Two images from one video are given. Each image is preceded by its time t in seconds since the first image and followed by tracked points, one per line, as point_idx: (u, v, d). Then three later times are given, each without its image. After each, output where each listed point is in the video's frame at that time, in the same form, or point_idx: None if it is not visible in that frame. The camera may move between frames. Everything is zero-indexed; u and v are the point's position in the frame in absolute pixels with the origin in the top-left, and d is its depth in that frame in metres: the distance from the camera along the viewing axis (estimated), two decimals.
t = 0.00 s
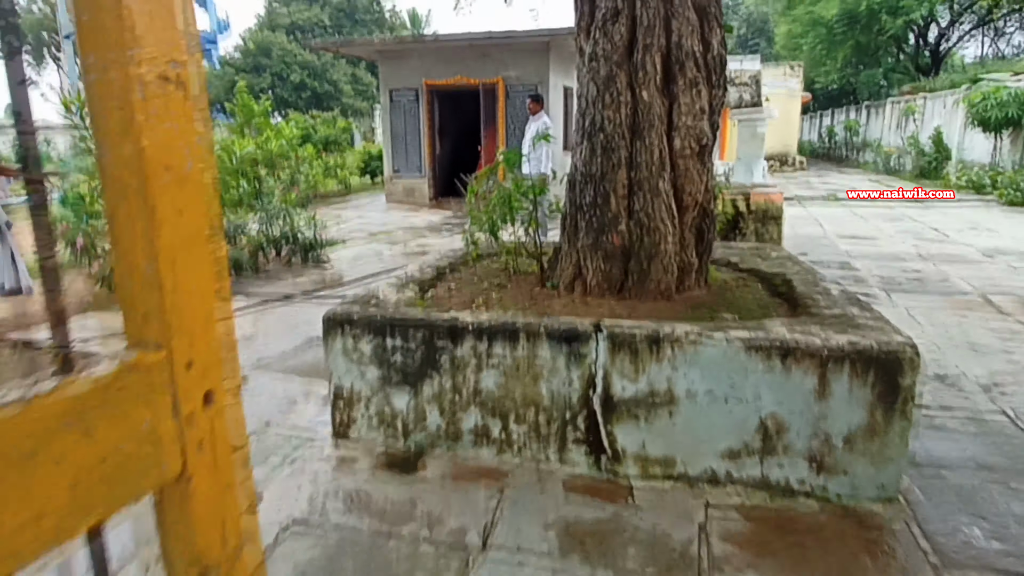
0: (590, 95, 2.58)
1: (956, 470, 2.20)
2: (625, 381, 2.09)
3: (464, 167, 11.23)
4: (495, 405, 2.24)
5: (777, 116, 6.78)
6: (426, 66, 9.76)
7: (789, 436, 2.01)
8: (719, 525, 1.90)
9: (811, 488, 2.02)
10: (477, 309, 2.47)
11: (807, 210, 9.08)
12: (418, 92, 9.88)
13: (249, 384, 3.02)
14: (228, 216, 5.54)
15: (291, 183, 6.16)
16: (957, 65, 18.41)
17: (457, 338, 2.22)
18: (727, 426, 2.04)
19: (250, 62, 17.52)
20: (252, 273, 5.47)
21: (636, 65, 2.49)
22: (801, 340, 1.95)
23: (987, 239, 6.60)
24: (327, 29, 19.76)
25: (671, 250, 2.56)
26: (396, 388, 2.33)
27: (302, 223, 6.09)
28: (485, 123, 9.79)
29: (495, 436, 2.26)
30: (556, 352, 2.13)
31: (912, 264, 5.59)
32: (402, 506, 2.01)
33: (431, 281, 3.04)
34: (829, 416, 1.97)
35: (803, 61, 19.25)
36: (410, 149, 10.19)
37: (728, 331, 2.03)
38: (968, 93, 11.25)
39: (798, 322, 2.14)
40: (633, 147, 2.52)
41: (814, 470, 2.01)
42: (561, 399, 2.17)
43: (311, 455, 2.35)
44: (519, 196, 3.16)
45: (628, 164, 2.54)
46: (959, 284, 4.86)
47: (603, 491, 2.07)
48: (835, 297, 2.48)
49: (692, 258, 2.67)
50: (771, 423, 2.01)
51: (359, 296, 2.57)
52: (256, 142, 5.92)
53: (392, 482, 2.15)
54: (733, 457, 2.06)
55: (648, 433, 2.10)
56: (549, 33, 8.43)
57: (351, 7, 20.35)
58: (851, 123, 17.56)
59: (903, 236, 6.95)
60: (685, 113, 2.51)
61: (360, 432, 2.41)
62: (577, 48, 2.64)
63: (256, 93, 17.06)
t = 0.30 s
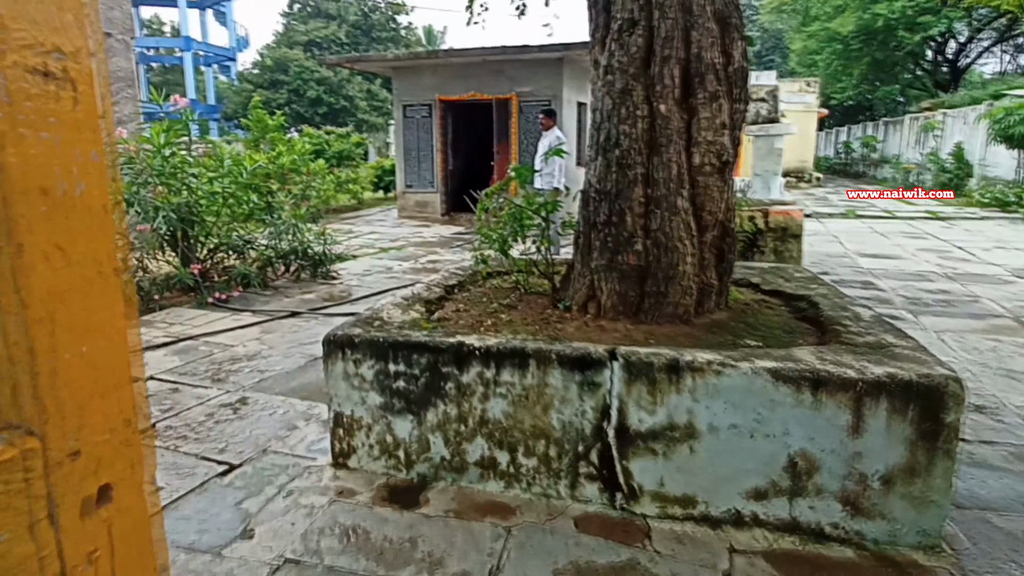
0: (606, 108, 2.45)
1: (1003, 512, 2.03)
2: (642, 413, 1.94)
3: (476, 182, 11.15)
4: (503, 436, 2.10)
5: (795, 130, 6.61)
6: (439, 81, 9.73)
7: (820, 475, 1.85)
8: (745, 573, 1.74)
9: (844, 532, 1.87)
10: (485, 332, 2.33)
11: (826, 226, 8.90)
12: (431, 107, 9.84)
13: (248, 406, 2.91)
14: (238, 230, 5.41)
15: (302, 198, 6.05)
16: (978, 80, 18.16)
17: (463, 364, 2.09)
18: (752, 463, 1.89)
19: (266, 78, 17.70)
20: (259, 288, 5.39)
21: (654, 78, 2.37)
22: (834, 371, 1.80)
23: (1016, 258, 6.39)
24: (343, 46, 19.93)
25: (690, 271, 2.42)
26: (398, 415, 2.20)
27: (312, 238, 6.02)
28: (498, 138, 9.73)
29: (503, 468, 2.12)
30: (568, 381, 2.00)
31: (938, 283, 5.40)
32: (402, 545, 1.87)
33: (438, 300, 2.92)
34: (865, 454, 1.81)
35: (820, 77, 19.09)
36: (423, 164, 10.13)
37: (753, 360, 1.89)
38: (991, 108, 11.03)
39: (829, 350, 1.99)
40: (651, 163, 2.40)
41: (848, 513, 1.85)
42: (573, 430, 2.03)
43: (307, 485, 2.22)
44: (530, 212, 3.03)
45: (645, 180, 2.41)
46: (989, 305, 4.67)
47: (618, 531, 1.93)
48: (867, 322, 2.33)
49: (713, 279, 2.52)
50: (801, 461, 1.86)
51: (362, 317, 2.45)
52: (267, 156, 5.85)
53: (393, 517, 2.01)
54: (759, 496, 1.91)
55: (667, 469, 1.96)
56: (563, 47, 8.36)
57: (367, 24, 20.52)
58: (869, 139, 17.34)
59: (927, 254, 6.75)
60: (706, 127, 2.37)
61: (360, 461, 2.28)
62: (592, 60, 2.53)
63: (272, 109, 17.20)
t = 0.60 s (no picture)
0: (636, 110, 2.34)
1: None
2: (674, 437, 1.81)
3: (501, 185, 11.06)
4: (525, 457, 1.99)
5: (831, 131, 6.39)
6: (465, 84, 9.66)
7: (869, 509, 1.71)
8: None
9: (897, 571, 1.72)
10: (507, 346, 2.22)
11: (862, 231, 8.61)
12: (456, 110, 9.77)
13: (265, 418, 2.83)
14: (262, 235, 5.34)
15: (325, 203, 5.91)
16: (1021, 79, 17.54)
17: (483, 381, 1.98)
18: (794, 493, 1.75)
19: (294, 83, 17.86)
20: (282, 293, 5.39)
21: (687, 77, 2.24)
22: (885, 396, 1.65)
23: None
24: (370, 50, 20.04)
25: (726, 283, 2.28)
26: (415, 433, 2.10)
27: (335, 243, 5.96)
28: (523, 141, 9.63)
29: (524, 491, 2.01)
30: (595, 401, 1.87)
31: (984, 292, 5.15)
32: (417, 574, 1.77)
33: (459, 310, 2.82)
34: (919, 486, 1.66)
35: (854, 77, 18.64)
36: (448, 167, 10.07)
37: (795, 381, 1.74)
38: None
39: (878, 371, 1.84)
40: (684, 167, 2.26)
41: (899, 549, 1.71)
42: (599, 453, 1.91)
43: (321, 505, 2.13)
44: (555, 219, 2.92)
45: (678, 186, 2.28)
46: None
47: (647, 562, 1.80)
48: (917, 338, 2.17)
49: (750, 290, 2.38)
50: (848, 492, 1.71)
51: (379, 329, 2.36)
52: (291, 159, 5.64)
53: (409, 542, 1.91)
54: (800, 529, 1.77)
55: (701, 497, 1.82)
56: (591, 48, 8.22)
57: (394, 28, 20.59)
58: (906, 141, 16.87)
59: (971, 261, 6.47)
60: (744, 129, 2.22)
61: (376, 480, 2.19)
62: (622, 59, 2.42)
63: (300, 113, 17.34)
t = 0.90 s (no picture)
0: (685, 103, 2.25)
1: None
2: (722, 445, 1.73)
3: (549, 180, 10.98)
4: (566, 462, 1.94)
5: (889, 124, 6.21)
6: (511, 79, 9.61)
7: (933, 526, 1.59)
8: None
9: None
10: (548, 347, 2.17)
11: (926, 225, 8.22)
12: (502, 104, 9.74)
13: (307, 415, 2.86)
14: (309, 231, 5.42)
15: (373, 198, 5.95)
16: None
17: (524, 383, 1.94)
18: (851, 507, 1.65)
19: (345, 79, 18.12)
20: (328, 289, 5.47)
21: (740, 67, 2.13)
22: (953, 406, 1.53)
23: None
24: (418, 45, 20.17)
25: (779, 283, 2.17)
26: (455, 434, 2.08)
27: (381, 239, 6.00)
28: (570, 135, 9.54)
29: (565, 496, 1.96)
30: (639, 406, 1.81)
31: None
32: None
33: (501, 309, 2.78)
34: (991, 504, 1.54)
35: (919, 63, 17.79)
36: (494, 162, 10.05)
37: (854, 389, 1.63)
38: None
39: (945, 378, 1.72)
40: (735, 162, 2.16)
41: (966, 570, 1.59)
42: (643, 460, 1.84)
43: (359, 505, 2.12)
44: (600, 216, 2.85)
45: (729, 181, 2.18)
46: None
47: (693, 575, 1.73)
48: (987, 342, 2.02)
49: (803, 291, 2.26)
50: (910, 507, 1.60)
51: (419, 328, 2.34)
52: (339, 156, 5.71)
53: (448, 545, 1.89)
54: (857, 545, 1.67)
55: (749, 507, 1.74)
56: (639, 40, 8.06)
57: (442, 22, 20.65)
58: (974, 130, 16.04)
59: None
60: (798, 123, 2.12)
61: (417, 481, 2.18)
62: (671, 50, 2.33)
63: (350, 109, 17.59)
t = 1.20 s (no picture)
0: (757, 93, 2.14)
1: None
2: (795, 456, 1.63)
3: (606, 176, 10.83)
4: (627, 468, 1.87)
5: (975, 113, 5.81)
6: (568, 73, 9.51)
7: None
8: None
9: None
10: (610, 348, 2.10)
11: (1010, 222, 7.72)
12: (559, 99, 9.64)
13: (366, 410, 2.87)
14: (367, 227, 5.49)
15: (428, 194, 6.06)
16: None
17: (584, 385, 1.88)
18: (939, 528, 1.52)
19: (402, 77, 18.36)
20: (386, 284, 5.52)
21: (817, 54, 2.01)
22: None
23: None
24: (475, 42, 20.27)
25: (857, 283, 2.04)
26: (512, 435, 2.03)
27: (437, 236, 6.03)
28: (628, 129, 9.37)
29: (626, 503, 1.89)
30: (705, 412, 1.72)
31: None
32: None
33: (560, 307, 2.73)
34: None
35: (1002, 51, 16.77)
36: (550, 158, 9.97)
37: (945, 400, 1.50)
38: None
39: None
40: (811, 155, 2.05)
41: None
42: (709, 469, 1.75)
43: (417, 503, 2.10)
44: (663, 213, 2.76)
45: (803, 176, 2.06)
46: None
47: None
48: None
49: (885, 292, 2.11)
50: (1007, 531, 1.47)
51: (477, 326, 2.31)
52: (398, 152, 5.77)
53: (504, 549, 1.85)
54: (944, 568, 1.54)
55: (826, 523, 1.63)
56: (701, 30, 7.85)
57: (499, 19, 20.69)
58: None
59: None
60: (882, 112, 1.97)
61: (473, 481, 2.14)
62: (742, 38, 2.22)
63: (407, 107, 17.81)
